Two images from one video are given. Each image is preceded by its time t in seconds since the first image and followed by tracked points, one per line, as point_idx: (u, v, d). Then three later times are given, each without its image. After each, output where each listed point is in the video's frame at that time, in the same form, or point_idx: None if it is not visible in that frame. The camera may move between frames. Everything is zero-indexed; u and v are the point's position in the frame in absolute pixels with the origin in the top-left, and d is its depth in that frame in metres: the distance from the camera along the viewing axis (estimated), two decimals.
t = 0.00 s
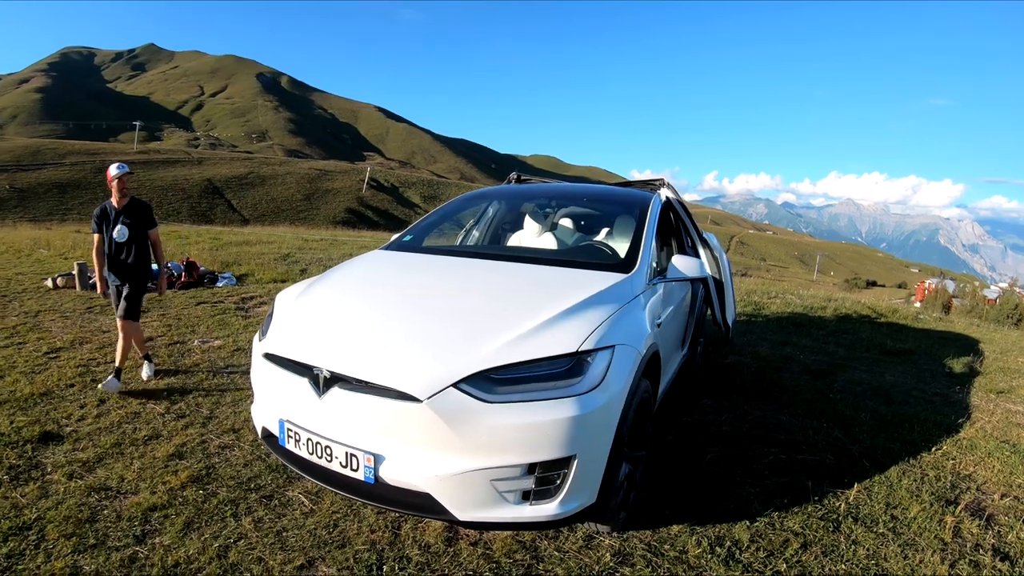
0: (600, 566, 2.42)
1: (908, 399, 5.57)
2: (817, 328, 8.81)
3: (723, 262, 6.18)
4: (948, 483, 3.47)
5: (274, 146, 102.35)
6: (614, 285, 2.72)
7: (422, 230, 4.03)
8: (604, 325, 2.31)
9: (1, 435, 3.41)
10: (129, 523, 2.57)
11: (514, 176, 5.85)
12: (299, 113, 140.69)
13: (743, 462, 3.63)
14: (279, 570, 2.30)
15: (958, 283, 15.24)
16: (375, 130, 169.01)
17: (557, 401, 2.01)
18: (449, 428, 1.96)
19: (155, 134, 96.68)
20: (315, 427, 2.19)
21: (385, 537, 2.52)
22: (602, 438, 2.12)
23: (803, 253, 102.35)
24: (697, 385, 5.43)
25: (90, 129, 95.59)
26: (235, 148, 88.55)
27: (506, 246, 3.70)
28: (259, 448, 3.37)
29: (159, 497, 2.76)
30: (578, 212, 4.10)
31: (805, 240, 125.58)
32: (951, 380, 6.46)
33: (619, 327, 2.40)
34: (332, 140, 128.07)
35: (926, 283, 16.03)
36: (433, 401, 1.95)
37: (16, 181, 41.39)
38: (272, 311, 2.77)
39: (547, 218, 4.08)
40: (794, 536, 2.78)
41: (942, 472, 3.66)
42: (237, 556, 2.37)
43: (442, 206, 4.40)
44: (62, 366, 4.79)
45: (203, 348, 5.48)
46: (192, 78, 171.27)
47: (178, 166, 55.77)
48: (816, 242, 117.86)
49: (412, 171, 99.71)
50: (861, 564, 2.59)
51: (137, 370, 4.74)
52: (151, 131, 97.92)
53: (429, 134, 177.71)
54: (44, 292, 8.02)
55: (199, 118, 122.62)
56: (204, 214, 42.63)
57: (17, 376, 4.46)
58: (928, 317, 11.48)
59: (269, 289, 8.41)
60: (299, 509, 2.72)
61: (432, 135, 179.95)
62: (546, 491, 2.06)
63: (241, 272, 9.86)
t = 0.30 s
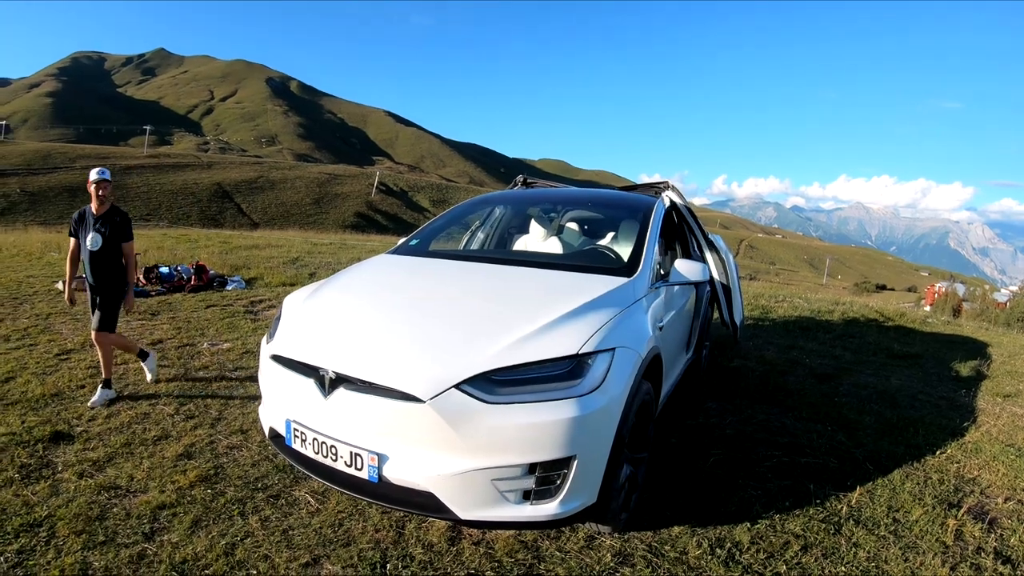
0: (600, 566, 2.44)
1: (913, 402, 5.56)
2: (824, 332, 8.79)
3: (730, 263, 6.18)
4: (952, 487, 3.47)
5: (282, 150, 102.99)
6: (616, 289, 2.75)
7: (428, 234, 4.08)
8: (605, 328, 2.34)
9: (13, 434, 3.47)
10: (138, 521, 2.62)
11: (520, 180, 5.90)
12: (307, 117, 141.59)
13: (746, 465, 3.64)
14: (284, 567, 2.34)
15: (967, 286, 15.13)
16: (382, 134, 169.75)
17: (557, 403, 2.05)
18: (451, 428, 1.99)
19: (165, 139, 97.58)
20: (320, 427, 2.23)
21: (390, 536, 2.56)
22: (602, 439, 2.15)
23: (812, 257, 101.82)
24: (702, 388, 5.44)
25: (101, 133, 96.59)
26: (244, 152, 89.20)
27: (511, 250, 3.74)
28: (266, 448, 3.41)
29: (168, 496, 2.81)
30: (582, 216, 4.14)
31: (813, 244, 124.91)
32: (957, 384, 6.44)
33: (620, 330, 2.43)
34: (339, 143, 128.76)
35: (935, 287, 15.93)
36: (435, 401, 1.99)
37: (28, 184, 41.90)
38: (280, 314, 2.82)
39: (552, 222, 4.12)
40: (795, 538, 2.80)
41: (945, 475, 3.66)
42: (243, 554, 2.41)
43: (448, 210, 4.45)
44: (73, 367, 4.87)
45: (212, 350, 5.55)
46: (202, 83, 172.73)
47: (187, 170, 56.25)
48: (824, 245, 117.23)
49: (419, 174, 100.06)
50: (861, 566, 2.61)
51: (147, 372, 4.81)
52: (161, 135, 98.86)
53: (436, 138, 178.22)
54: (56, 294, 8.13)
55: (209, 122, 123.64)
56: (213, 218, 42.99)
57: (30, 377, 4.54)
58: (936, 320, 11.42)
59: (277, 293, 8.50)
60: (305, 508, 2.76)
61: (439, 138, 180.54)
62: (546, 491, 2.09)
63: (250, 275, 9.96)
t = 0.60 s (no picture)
0: (603, 566, 2.47)
1: (920, 405, 5.54)
2: (831, 335, 8.77)
3: (737, 262, 6.15)
4: (957, 489, 3.47)
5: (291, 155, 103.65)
6: (619, 291, 2.78)
7: (435, 238, 4.12)
8: (608, 330, 2.37)
9: (26, 435, 3.54)
10: (147, 520, 2.67)
11: (527, 184, 5.94)
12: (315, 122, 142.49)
13: (750, 467, 3.65)
14: (291, 565, 2.38)
15: (978, 289, 15.01)
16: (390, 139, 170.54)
17: (560, 404, 2.07)
18: (455, 428, 2.03)
19: (175, 144, 98.53)
20: (328, 428, 2.27)
21: (396, 535, 2.59)
22: (604, 440, 2.18)
23: (820, 260, 101.24)
24: (708, 392, 5.44)
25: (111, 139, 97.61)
26: (253, 157, 89.86)
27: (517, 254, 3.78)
28: (274, 450, 3.46)
29: (178, 496, 2.85)
30: (587, 219, 4.17)
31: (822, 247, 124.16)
32: (965, 387, 6.42)
33: (623, 332, 2.46)
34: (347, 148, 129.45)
35: (945, 290, 15.81)
36: (440, 402, 2.03)
37: (39, 189, 42.40)
38: (289, 317, 2.86)
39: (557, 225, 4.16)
40: (798, 539, 2.81)
41: (951, 478, 3.65)
42: (251, 552, 2.45)
43: (454, 214, 4.49)
44: (85, 369, 4.95)
45: (222, 353, 5.62)
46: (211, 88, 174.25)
47: (197, 175, 56.73)
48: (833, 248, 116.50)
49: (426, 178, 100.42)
50: (863, 567, 2.62)
51: (157, 375, 4.88)
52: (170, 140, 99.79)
53: (443, 142, 178.74)
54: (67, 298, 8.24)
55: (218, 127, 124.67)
56: (222, 222, 43.34)
57: (41, 379, 4.62)
58: (945, 323, 11.35)
59: (286, 297, 8.58)
60: (313, 508, 2.80)
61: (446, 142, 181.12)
62: (549, 491, 2.12)
63: (259, 279, 10.06)
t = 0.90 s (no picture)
0: (606, 566, 2.49)
1: (928, 408, 5.52)
2: (840, 338, 8.74)
3: (745, 259, 6.11)
4: (963, 492, 3.47)
5: (300, 158, 104.27)
6: (624, 293, 2.80)
7: (442, 241, 4.16)
8: (612, 331, 2.39)
9: (39, 433, 3.61)
10: (158, 517, 2.72)
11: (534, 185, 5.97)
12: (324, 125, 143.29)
13: (755, 469, 3.66)
14: (299, 562, 2.42)
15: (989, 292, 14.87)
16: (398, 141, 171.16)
17: (563, 404, 2.10)
18: (459, 427, 2.06)
19: (185, 147, 99.37)
20: (335, 427, 2.31)
21: (402, 534, 2.62)
22: (607, 440, 2.20)
23: (830, 262, 100.61)
24: (714, 394, 5.45)
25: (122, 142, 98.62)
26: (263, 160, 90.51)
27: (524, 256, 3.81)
28: (283, 449, 3.50)
29: (187, 494, 2.90)
30: (593, 222, 4.20)
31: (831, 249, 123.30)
32: (974, 390, 6.38)
33: (627, 333, 2.48)
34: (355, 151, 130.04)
35: (956, 293, 15.69)
36: (445, 402, 2.06)
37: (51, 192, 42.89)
38: (298, 318, 2.91)
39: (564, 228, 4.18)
40: (801, 540, 2.82)
41: (957, 480, 3.64)
42: (259, 549, 2.49)
43: (462, 217, 4.53)
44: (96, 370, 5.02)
45: (232, 355, 5.69)
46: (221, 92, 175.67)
47: (207, 178, 57.20)
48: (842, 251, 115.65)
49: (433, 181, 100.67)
50: (867, 569, 2.62)
51: (167, 375, 4.94)
52: (180, 143, 100.66)
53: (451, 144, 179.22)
54: (79, 300, 8.35)
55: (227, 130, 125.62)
56: (232, 225, 43.67)
57: (54, 379, 4.70)
58: (956, 326, 11.26)
59: (295, 299, 8.65)
60: (320, 507, 2.84)
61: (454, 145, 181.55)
62: (552, 490, 2.15)
63: (269, 282, 10.14)
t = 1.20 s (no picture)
0: (610, 567, 2.51)
1: (935, 412, 5.50)
2: (848, 341, 8.71)
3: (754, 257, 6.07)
4: (969, 496, 3.46)
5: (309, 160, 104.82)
6: (629, 296, 2.82)
7: (450, 244, 4.20)
8: (616, 333, 2.42)
9: (49, 432, 3.66)
10: (166, 515, 2.76)
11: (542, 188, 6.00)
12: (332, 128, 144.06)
13: (760, 472, 3.66)
14: (305, 560, 2.45)
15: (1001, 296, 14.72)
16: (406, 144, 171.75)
17: (567, 406, 2.12)
18: (464, 428, 2.09)
19: (194, 150, 100.23)
20: (343, 426, 2.34)
21: (407, 533, 2.65)
22: (610, 442, 2.22)
23: (838, 266, 100.03)
24: (720, 397, 5.44)
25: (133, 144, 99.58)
26: (272, 162, 91.08)
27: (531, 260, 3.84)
28: (291, 450, 3.55)
29: (196, 492, 2.95)
30: (599, 225, 4.22)
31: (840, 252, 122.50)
32: (982, 394, 6.35)
33: (632, 336, 2.50)
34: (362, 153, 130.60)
35: (967, 296, 15.57)
36: (451, 402, 2.09)
37: (62, 195, 43.36)
38: (307, 319, 2.95)
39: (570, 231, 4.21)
40: (805, 543, 2.83)
41: (963, 484, 3.64)
42: (266, 547, 2.53)
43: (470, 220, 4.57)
44: (106, 370, 5.08)
45: (241, 356, 5.74)
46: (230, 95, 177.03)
47: (216, 181, 57.65)
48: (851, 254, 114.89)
49: (440, 183, 100.90)
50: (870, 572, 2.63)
51: (177, 376, 5.00)
52: (190, 146, 101.53)
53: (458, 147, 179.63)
54: (90, 301, 8.46)
55: (236, 133, 126.56)
56: (241, 228, 43.96)
57: (64, 379, 4.76)
58: (966, 330, 11.17)
59: (304, 302, 8.72)
60: (327, 506, 2.87)
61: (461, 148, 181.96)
62: (556, 491, 2.17)
63: (278, 284, 10.21)
